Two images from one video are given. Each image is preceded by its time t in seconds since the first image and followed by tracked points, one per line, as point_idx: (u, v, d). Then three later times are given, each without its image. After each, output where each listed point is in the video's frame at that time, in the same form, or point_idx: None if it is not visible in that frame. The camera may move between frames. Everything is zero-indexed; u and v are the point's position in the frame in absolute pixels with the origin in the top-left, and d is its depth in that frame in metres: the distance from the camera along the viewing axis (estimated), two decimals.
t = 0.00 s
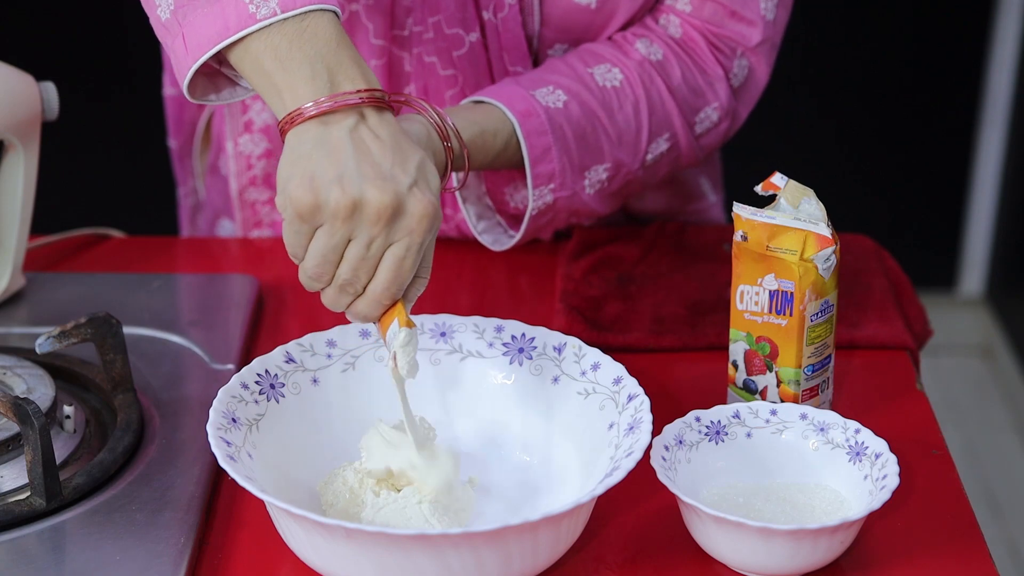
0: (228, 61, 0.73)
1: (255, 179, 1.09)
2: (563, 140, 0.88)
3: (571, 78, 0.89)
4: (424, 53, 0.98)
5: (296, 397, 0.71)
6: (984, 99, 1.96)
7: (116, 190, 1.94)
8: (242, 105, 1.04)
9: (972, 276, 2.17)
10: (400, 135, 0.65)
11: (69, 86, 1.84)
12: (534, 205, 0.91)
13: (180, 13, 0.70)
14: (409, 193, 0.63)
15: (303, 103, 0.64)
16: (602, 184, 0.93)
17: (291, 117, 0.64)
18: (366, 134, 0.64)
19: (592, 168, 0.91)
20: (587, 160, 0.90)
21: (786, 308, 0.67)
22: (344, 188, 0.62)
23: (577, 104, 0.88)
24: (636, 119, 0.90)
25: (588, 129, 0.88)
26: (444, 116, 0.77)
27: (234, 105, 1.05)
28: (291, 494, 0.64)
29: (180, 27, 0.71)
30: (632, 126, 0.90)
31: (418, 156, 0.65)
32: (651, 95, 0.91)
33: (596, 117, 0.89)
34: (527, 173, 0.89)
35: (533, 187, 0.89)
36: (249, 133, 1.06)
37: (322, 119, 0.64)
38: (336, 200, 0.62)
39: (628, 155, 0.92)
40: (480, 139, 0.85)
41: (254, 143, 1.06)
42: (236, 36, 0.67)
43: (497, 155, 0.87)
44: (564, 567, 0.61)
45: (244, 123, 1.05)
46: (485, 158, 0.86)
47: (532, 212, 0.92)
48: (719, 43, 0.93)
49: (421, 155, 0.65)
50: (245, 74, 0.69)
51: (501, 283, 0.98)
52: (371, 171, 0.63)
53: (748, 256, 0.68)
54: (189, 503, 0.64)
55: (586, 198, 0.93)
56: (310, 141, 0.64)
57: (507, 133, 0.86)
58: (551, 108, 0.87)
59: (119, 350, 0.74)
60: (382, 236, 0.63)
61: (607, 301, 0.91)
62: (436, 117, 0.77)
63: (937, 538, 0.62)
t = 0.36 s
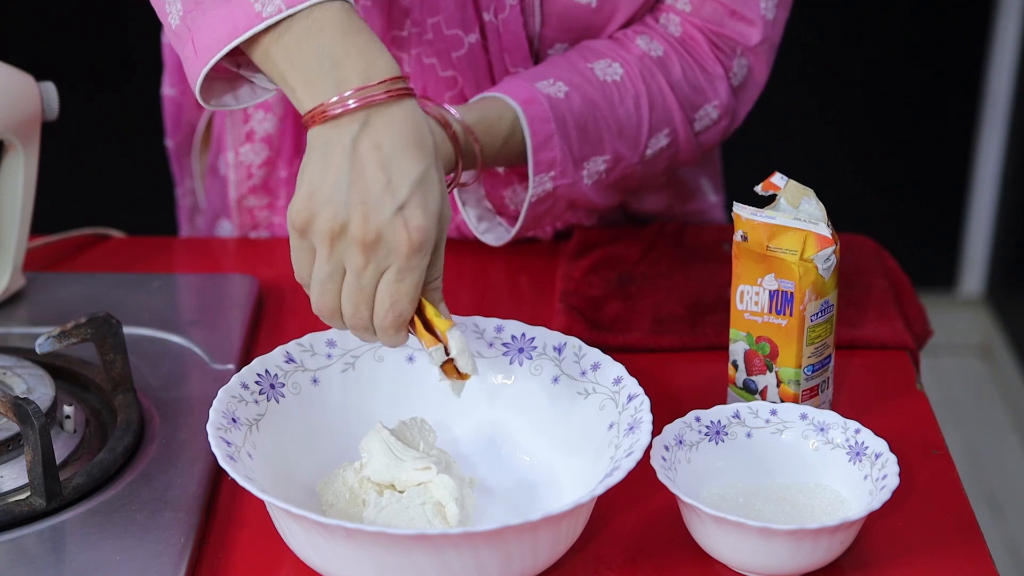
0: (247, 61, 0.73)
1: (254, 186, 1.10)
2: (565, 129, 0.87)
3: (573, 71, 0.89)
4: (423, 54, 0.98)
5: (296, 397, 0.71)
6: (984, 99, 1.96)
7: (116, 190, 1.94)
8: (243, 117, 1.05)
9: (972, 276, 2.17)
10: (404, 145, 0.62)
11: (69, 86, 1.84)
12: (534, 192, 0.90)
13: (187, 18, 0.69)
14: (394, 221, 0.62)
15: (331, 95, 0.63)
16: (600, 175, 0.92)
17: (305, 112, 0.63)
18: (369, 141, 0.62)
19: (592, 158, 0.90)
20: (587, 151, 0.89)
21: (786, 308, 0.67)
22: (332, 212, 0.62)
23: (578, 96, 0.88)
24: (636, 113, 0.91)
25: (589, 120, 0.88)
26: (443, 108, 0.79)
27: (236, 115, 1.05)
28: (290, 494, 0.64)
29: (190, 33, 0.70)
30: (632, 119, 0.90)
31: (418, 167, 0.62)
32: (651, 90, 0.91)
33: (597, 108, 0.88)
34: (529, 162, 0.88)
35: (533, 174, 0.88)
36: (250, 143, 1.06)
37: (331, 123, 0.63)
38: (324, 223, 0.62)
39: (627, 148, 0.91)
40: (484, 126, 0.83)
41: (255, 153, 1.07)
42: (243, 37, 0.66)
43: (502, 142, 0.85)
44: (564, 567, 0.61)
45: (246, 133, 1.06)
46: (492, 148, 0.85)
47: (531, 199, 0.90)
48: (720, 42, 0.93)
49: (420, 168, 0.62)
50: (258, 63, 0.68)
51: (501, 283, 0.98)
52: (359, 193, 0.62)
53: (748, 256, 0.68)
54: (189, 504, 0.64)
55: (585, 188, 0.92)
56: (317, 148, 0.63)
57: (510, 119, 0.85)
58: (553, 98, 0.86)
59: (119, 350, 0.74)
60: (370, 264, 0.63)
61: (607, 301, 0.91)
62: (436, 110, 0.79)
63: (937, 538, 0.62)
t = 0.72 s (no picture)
0: (190, 41, 0.77)
1: (254, 187, 1.09)
2: (611, 174, 0.87)
3: (613, 107, 0.88)
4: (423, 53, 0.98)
5: (296, 397, 0.71)
6: (984, 99, 1.96)
7: (116, 191, 1.94)
8: (241, 117, 1.04)
9: (972, 276, 2.17)
10: (322, 134, 0.59)
11: (70, 87, 1.84)
12: (586, 238, 0.90)
13: (123, 12, 0.73)
14: (332, 222, 0.59)
15: (267, 82, 0.62)
16: (642, 213, 0.93)
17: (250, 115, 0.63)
18: (294, 139, 0.61)
19: (634, 198, 0.90)
20: (630, 191, 0.90)
21: (786, 308, 0.67)
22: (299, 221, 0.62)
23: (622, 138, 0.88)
24: (674, 145, 0.91)
25: (633, 159, 0.88)
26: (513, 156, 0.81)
27: (234, 115, 1.05)
28: (290, 494, 0.64)
29: (126, 28, 0.73)
30: (670, 151, 0.91)
31: (334, 156, 0.58)
32: (687, 117, 0.91)
33: (638, 148, 0.89)
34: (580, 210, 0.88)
35: (585, 223, 0.89)
36: (248, 144, 1.06)
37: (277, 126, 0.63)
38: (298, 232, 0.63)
39: (667, 180, 0.92)
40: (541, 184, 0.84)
41: (254, 154, 1.06)
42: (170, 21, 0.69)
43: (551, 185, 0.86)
44: (564, 567, 0.61)
45: (244, 135, 1.05)
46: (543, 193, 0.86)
47: (586, 242, 0.91)
48: (746, 51, 0.93)
49: (335, 156, 0.58)
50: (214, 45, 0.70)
51: (501, 283, 0.98)
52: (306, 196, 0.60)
53: (748, 256, 0.68)
54: (189, 504, 0.64)
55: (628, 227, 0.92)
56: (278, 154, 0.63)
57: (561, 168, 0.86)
58: (600, 143, 0.86)
59: (119, 350, 0.74)
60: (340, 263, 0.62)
61: (607, 301, 0.91)
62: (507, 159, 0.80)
63: (937, 538, 0.62)
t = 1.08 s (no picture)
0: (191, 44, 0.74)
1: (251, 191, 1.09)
2: (619, 164, 0.88)
3: (617, 99, 0.88)
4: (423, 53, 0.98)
5: (296, 396, 0.71)
6: (984, 99, 1.96)
7: (116, 191, 1.94)
8: (240, 117, 1.04)
9: (973, 275, 2.17)
10: (339, 132, 0.60)
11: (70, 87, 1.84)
12: (596, 229, 0.91)
13: (138, 10, 0.70)
14: (325, 211, 0.60)
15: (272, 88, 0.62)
16: (645, 203, 0.94)
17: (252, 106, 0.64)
18: (303, 133, 0.61)
19: (639, 188, 0.91)
20: (636, 181, 0.90)
21: (786, 309, 0.67)
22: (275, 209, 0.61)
23: (627, 127, 0.88)
24: (676, 137, 0.91)
25: (637, 151, 0.89)
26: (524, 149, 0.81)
27: (228, 120, 1.05)
28: (290, 494, 0.64)
29: (141, 25, 0.71)
30: (672, 144, 0.91)
31: (346, 153, 0.60)
32: (688, 110, 0.91)
33: (643, 138, 0.89)
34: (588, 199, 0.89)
35: (594, 213, 0.90)
36: (245, 147, 1.06)
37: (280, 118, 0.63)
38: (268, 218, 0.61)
39: (670, 172, 0.93)
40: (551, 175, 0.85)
41: (250, 157, 1.06)
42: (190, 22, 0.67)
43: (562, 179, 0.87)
44: (564, 567, 0.61)
45: (239, 139, 1.05)
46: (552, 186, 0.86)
47: (594, 233, 0.92)
48: (740, 47, 0.93)
49: (348, 153, 0.60)
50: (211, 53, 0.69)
51: (501, 283, 0.98)
52: (300, 186, 0.60)
53: (748, 256, 0.68)
54: (189, 504, 0.64)
55: (632, 218, 0.93)
56: (269, 143, 0.63)
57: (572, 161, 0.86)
58: (607, 133, 0.87)
59: (119, 350, 0.74)
60: (307, 259, 0.61)
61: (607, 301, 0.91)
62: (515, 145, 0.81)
63: (937, 538, 0.62)
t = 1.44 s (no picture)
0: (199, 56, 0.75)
1: (251, 191, 1.09)
2: (597, 143, 0.87)
3: (597, 82, 0.89)
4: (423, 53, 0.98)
5: (296, 397, 0.71)
6: (984, 99, 1.96)
7: (116, 190, 1.94)
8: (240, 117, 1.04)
9: (973, 276, 2.17)
10: (352, 140, 0.60)
11: (70, 87, 1.84)
12: (572, 209, 0.91)
13: (144, 24, 0.71)
14: (345, 220, 0.59)
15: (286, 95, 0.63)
16: (630, 187, 0.93)
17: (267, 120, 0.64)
18: (315, 144, 0.61)
19: (622, 171, 0.91)
20: (618, 163, 0.90)
21: (786, 308, 0.67)
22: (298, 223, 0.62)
23: (607, 109, 0.88)
24: (663, 124, 0.91)
25: (619, 133, 0.88)
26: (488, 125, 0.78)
27: (231, 121, 1.06)
28: (290, 494, 0.64)
29: (147, 39, 0.72)
30: (659, 129, 0.91)
31: (362, 161, 0.59)
32: (675, 98, 0.91)
33: (625, 120, 0.89)
34: (566, 177, 0.88)
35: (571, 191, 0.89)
36: (245, 148, 1.06)
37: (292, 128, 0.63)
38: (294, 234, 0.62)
39: (656, 158, 0.92)
40: (525, 150, 0.84)
41: (251, 158, 1.07)
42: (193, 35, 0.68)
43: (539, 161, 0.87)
44: (564, 567, 0.61)
45: (241, 139, 1.06)
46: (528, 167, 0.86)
47: (570, 216, 0.91)
48: (733, 38, 0.93)
49: (364, 162, 0.59)
50: (225, 62, 0.70)
51: (501, 283, 0.98)
52: (317, 200, 0.60)
53: (748, 256, 0.68)
54: (189, 504, 0.64)
55: (616, 201, 0.93)
56: (287, 160, 0.64)
57: (549, 142, 0.86)
58: (584, 112, 0.87)
59: (119, 350, 0.74)
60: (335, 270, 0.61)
61: (607, 301, 0.91)
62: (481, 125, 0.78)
63: (937, 538, 0.62)
